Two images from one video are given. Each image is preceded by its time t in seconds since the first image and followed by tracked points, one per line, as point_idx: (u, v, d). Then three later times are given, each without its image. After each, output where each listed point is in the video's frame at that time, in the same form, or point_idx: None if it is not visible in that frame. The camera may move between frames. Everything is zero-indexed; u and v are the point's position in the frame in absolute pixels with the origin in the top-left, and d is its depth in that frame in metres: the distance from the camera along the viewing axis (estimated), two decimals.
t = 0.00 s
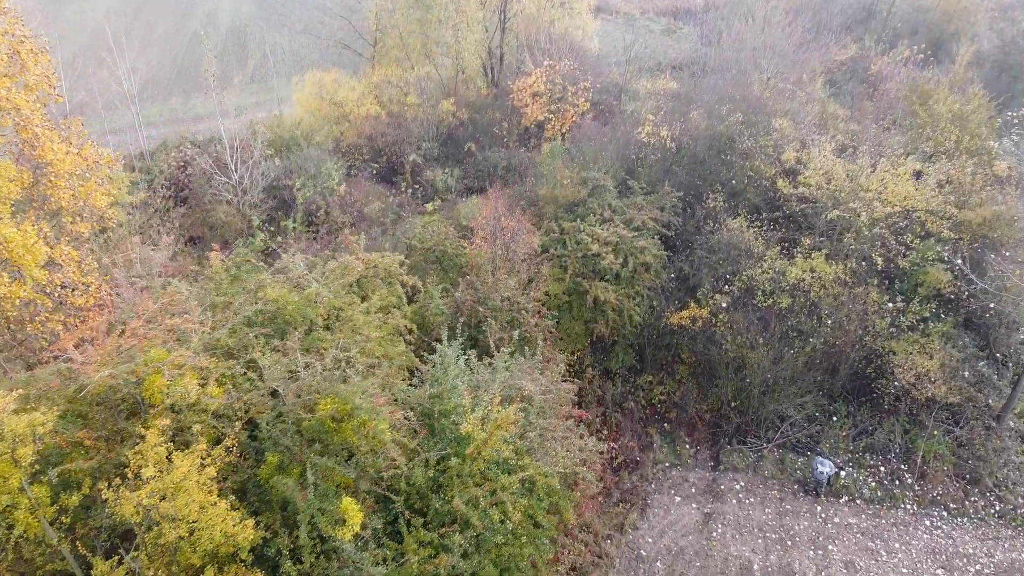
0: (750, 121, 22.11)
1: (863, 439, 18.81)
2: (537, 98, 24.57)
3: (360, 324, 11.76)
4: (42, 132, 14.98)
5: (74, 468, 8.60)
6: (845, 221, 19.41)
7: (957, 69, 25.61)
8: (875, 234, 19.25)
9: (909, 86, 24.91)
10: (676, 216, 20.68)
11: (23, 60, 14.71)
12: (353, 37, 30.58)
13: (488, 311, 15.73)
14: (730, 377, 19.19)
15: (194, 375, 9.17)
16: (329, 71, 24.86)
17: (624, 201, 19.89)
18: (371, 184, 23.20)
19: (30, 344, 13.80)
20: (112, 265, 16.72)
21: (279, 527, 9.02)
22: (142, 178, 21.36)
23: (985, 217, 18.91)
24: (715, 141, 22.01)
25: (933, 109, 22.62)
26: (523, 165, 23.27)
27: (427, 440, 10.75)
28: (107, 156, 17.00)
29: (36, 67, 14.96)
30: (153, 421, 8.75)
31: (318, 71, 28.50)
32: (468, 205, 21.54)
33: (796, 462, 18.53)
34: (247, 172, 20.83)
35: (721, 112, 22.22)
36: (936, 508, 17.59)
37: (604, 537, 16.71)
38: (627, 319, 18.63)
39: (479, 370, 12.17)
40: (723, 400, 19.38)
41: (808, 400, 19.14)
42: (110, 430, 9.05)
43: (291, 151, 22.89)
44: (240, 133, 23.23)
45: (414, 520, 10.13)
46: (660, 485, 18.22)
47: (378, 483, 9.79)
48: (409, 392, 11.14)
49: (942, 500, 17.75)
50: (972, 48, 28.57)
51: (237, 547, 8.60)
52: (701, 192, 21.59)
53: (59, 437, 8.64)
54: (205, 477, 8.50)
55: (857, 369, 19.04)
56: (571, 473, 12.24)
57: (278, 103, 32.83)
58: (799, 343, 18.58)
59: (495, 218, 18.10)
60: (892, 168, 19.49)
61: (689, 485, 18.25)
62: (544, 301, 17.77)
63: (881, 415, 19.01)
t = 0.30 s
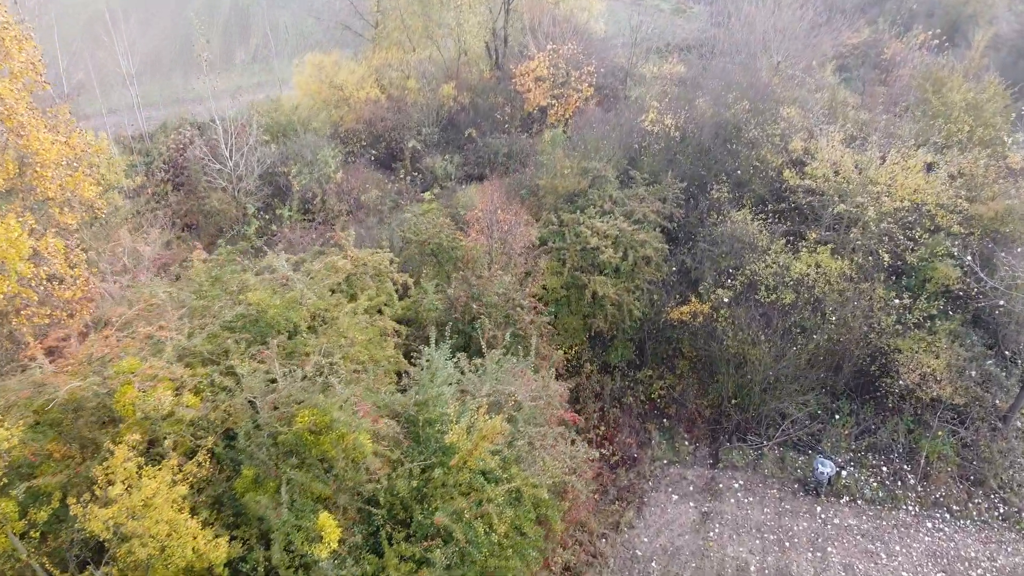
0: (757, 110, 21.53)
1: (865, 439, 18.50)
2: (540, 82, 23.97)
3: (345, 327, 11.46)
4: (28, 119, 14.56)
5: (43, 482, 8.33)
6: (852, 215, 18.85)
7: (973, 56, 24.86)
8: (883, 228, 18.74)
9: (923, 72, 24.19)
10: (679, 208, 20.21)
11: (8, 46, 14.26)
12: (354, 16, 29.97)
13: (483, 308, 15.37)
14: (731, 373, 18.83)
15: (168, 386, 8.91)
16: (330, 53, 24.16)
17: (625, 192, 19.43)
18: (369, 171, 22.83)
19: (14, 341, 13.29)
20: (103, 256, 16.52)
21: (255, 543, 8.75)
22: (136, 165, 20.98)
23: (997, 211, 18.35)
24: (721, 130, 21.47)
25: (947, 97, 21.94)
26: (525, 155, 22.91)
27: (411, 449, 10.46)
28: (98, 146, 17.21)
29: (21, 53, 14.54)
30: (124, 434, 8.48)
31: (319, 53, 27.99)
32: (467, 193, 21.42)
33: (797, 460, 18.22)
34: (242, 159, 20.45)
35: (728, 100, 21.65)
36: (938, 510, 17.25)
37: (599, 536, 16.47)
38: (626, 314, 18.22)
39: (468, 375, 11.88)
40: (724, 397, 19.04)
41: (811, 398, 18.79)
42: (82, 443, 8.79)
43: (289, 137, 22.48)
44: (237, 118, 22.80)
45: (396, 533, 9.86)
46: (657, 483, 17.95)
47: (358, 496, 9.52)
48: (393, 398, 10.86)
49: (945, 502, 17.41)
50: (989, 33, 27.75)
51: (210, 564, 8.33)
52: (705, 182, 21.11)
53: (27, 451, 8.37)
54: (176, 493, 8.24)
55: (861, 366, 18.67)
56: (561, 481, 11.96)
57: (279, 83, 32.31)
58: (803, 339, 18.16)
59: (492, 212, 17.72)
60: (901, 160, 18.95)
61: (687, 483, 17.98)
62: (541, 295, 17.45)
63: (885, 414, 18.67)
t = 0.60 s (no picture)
0: (759, 97, 20.99)
1: (863, 436, 18.19)
2: (538, 67, 23.35)
3: (325, 332, 11.18)
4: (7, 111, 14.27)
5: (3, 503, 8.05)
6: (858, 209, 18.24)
7: (983, 40, 24.16)
8: (885, 223, 18.26)
9: (931, 57, 23.53)
10: (678, 199, 19.80)
11: None
12: None
13: (472, 305, 15.05)
14: (727, 369, 18.49)
15: (135, 400, 8.62)
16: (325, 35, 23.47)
17: (622, 182, 18.99)
18: (363, 160, 22.43)
19: None
20: (89, 249, 16.24)
21: (224, 561, 8.49)
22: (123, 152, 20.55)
23: (1004, 205, 17.84)
24: (722, 118, 20.96)
25: (955, 83, 21.31)
26: (522, 143, 22.46)
27: (391, 460, 10.21)
28: (80, 136, 17.53)
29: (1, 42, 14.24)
30: (87, 451, 8.20)
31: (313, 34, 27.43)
32: (461, 182, 21.09)
33: (793, 458, 17.94)
34: (231, 147, 20.04)
35: (729, 87, 21.08)
36: (936, 511, 16.96)
37: (589, 535, 16.26)
38: (621, 309, 17.85)
39: (452, 381, 11.59)
40: (720, 393, 18.71)
41: (809, 395, 18.44)
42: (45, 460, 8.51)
43: (281, 123, 22.04)
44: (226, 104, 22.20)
45: (374, 547, 9.60)
46: (651, 480, 17.71)
47: (333, 511, 9.25)
48: (374, 406, 10.61)
49: (943, 502, 17.12)
50: (1001, 15, 26.95)
51: None
52: (704, 172, 20.67)
53: None
54: (139, 514, 7.95)
55: (861, 363, 18.33)
56: (547, 488, 11.69)
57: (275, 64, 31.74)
58: (801, 336, 17.77)
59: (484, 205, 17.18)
60: (906, 151, 18.46)
61: (681, 481, 17.73)
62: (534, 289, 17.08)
63: (884, 412, 18.35)
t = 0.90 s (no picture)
0: (757, 85, 20.48)
1: (858, 435, 17.93)
2: (533, 53, 22.79)
3: (301, 339, 10.88)
4: None
5: None
6: (856, 200, 17.78)
7: (989, 26, 23.55)
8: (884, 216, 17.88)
9: (935, 43, 22.95)
10: (673, 190, 19.37)
11: None
12: None
13: (458, 303, 14.69)
14: (721, 365, 18.16)
15: (97, 418, 8.36)
16: (317, 20, 23.27)
17: (615, 174, 18.55)
18: (352, 149, 22.02)
19: None
20: (69, 244, 15.90)
21: None
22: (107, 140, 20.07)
23: (1006, 198, 17.39)
24: (720, 105, 20.41)
25: (959, 71, 20.76)
26: (515, 131, 22.02)
27: (366, 472, 9.95)
28: (57, 130, 17.19)
29: None
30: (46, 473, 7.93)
31: (305, 16, 26.84)
32: (452, 172, 20.72)
33: (786, 456, 17.68)
34: (217, 135, 19.58)
35: (727, 74, 20.53)
36: (931, 510, 16.67)
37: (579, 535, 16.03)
38: (612, 304, 17.48)
39: (432, 388, 11.34)
40: (713, 389, 18.43)
41: (803, 392, 18.19)
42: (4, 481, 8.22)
43: (268, 109, 21.52)
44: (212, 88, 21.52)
45: (347, 565, 9.33)
46: (642, 478, 17.46)
47: (304, 528, 8.98)
48: (350, 415, 10.33)
49: (938, 502, 16.84)
50: None
51: None
52: (700, 162, 20.24)
53: None
54: (99, 537, 7.66)
55: (857, 360, 18.03)
56: (528, 498, 11.42)
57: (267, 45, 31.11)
58: (796, 332, 17.43)
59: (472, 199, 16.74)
60: (907, 143, 17.98)
61: (672, 479, 17.48)
62: (523, 285, 16.71)
63: (879, 409, 18.11)
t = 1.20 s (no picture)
0: (756, 74, 19.97)
1: (852, 433, 17.66)
2: (526, 38, 22.24)
3: (276, 347, 10.59)
4: None
5: None
6: (854, 194, 17.42)
7: (995, 10, 22.92)
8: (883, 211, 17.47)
9: (940, 29, 22.35)
10: (667, 182, 18.99)
11: None
12: None
13: (443, 302, 14.37)
14: (714, 361, 17.86)
15: (58, 436, 8.05)
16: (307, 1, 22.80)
17: (608, 166, 18.13)
18: (342, 137, 21.60)
19: None
20: (48, 239, 15.57)
21: None
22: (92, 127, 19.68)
23: (1008, 192, 16.94)
24: (717, 93, 19.92)
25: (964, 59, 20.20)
26: (508, 119, 21.60)
27: (340, 487, 9.66)
28: (31, 122, 16.90)
29: None
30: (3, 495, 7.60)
31: None
32: (444, 161, 20.36)
33: (779, 454, 17.42)
34: (201, 123, 19.16)
35: (725, 62, 19.99)
36: (925, 511, 16.43)
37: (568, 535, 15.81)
38: (603, 299, 17.13)
39: (411, 397, 11.06)
40: (705, 386, 18.15)
41: (798, 389, 17.91)
42: None
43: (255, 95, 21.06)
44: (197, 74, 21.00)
45: None
46: (632, 476, 17.23)
47: (274, 548, 8.68)
48: (325, 427, 10.05)
49: (932, 502, 16.59)
50: None
51: None
52: (696, 153, 19.80)
53: None
54: (57, 563, 7.34)
55: (852, 358, 17.72)
56: (510, 508, 11.17)
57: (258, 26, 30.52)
58: (791, 328, 17.11)
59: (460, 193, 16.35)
60: (908, 135, 17.51)
61: (664, 477, 17.24)
62: (512, 281, 16.38)
63: (875, 407, 17.83)
